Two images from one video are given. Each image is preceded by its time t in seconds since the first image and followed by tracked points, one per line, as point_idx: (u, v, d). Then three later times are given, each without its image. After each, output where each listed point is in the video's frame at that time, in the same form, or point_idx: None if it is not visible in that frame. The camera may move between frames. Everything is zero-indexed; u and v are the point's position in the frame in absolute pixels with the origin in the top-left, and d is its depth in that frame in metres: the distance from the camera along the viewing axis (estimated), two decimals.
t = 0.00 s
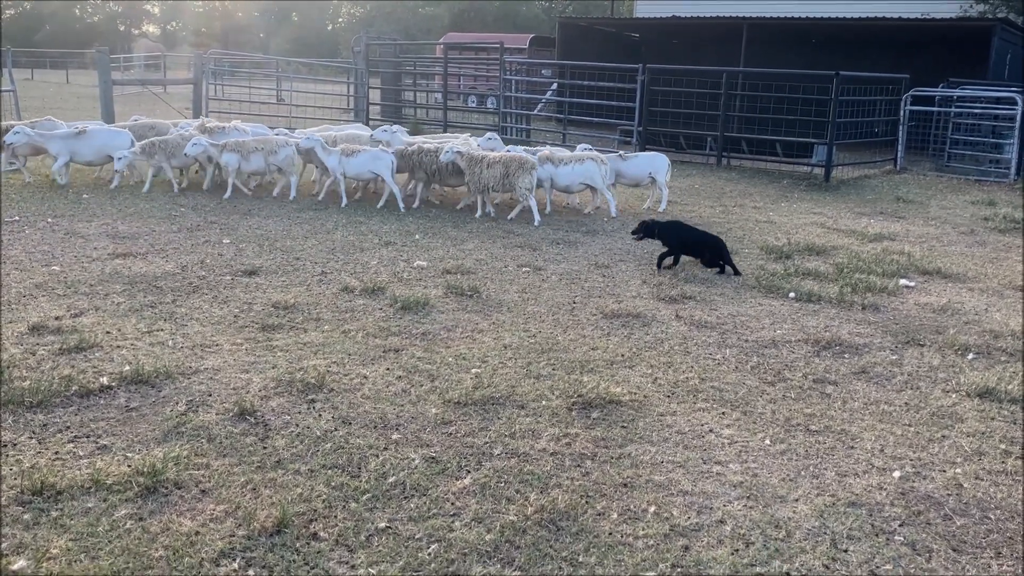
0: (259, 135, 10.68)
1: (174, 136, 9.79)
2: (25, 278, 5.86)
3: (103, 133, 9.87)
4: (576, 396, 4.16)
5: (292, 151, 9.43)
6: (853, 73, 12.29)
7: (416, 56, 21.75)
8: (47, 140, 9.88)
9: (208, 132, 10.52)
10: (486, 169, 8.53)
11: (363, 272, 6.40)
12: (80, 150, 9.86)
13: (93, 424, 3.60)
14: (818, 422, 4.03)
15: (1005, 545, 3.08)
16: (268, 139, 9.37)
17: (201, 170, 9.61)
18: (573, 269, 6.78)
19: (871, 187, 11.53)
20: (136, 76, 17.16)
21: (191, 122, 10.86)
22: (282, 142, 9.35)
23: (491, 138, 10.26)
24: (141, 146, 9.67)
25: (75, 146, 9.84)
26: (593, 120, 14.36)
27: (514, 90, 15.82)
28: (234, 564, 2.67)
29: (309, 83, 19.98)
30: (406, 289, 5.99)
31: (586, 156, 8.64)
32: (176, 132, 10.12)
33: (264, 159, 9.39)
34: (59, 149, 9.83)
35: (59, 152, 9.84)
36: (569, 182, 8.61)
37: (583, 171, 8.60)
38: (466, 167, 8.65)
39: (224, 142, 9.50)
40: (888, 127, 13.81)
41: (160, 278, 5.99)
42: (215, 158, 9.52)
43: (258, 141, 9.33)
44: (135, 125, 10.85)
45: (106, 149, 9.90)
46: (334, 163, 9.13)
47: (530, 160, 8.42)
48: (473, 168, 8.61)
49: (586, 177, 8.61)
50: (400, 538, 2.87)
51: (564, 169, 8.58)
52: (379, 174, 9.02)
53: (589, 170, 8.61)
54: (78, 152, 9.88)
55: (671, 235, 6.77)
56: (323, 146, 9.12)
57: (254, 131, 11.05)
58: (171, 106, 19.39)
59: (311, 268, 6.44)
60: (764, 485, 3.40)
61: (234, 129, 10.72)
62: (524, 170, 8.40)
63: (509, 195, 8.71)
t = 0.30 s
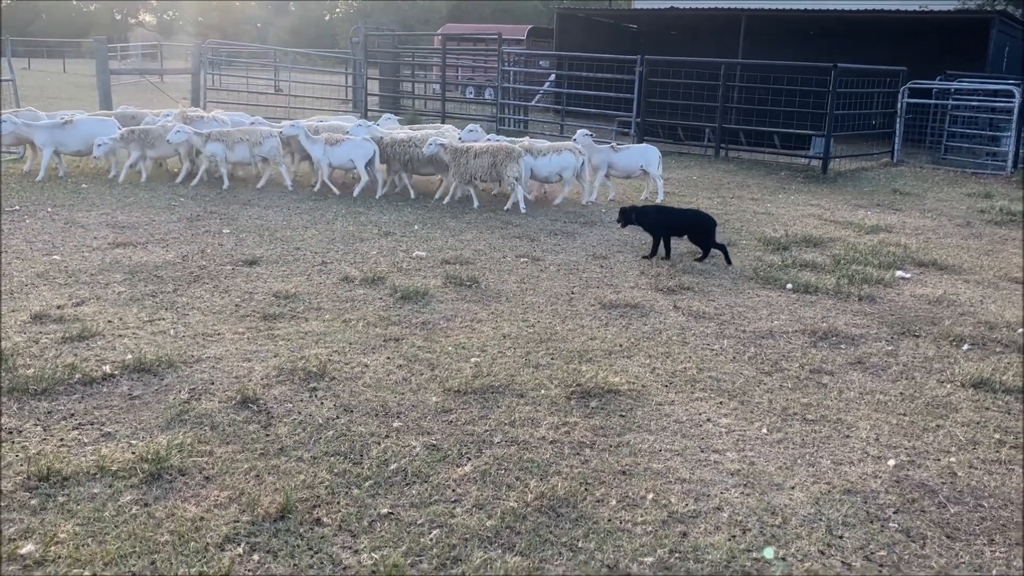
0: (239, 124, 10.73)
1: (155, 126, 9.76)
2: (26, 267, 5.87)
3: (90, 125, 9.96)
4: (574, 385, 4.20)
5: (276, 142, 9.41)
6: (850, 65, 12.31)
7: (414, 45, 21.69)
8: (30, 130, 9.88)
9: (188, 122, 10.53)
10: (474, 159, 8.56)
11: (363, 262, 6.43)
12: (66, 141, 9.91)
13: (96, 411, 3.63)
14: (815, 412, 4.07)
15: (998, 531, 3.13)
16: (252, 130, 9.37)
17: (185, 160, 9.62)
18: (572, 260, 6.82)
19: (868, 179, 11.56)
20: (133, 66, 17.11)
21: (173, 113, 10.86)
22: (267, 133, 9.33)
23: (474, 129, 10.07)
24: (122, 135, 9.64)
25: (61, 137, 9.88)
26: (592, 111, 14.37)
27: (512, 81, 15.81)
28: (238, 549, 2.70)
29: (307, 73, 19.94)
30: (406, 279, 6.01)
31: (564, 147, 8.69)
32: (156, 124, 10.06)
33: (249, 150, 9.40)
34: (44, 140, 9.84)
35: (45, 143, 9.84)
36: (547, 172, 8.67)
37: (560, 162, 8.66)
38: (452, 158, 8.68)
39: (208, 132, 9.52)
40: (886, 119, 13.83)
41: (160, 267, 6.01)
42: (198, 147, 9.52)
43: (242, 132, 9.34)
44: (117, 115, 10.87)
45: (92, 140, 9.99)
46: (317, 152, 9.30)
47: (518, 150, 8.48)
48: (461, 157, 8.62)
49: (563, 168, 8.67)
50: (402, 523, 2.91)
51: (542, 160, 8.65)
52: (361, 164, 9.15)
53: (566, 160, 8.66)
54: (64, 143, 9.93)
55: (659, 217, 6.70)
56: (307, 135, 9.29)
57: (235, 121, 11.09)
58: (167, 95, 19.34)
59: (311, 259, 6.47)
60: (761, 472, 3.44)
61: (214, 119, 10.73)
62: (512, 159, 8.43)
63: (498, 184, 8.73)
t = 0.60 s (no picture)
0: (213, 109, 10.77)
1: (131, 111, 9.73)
2: (23, 250, 5.89)
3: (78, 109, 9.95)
4: (567, 366, 4.27)
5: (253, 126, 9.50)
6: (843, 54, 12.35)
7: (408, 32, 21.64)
8: (17, 115, 9.87)
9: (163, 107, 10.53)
10: (450, 144, 8.71)
11: (358, 247, 6.47)
12: (53, 126, 9.91)
13: (96, 389, 3.68)
14: (803, 392, 4.15)
15: (979, 506, 3.21)
16: (229, 114, 9.44)
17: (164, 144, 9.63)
18: (565, 245, 6.87)
19: (860, 167, 11.64)
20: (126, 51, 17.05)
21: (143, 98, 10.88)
22: (243, 117, 9.43)
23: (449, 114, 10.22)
24: (99, 120, 9.60)
25: (48, 121, 9.87)
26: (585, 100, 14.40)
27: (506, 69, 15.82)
28: (238, 520, 2.75)
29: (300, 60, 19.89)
30: (401, 263, 6.06)
31: (537, 133, 8.72)
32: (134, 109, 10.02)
33: (225, 134, 9.48)
34: (31, 124, 9.84)
35: (33, 128, 9.84)
36: (518, 158, 8.72)
37: (533, 148, 8.71)
38: (428, 144, 8.84)
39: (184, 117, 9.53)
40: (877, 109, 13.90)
41: (157, 250, 6.04)
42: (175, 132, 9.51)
43: (219, 117, 9.40)
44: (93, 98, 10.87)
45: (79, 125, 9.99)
46: (296, 136, 9.30)
47: (495, 135, 8.59)
48: (436, 143, 8.78)
49: (534, 154, 8.71)
50: (398, 497, 2.97)
51: (514, 145, 8.70)
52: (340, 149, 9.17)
53: (538, 146, 8.70)
54: (51, 128, 9.92)
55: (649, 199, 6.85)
56: (285, 119, 9.28)
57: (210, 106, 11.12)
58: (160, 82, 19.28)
59: (307, 243, 6.50)
60: (749, 450, 3.51)
61: (189, 104, 10.76)
62: (487, 145, 8.58)
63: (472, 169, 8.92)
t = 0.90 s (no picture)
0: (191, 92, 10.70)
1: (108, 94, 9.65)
2: (20, 234, 5.88)
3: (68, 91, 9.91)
4: (565, 349, 4.31)
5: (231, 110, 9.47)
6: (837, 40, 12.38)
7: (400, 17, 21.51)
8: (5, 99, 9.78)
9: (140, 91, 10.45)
10: (428, 128, 8.74)
11: (355, 232, 6.48)
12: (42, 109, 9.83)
13: (99, 371, 3.70)
14: (798, 374, 4.21)
15: (970, 484, 3.28)
16: (208, 97, 9.40)
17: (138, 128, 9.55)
18: (560, 231, 6.91)
19: (853, 154, 11.69)
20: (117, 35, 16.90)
21: (120, 82, 10.82)
22: (222, 101, 9.40)
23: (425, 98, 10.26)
24: (75, 103, 9.52)
25: (37, 104, 9.79)
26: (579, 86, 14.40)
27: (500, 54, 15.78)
28: (246, 497, 2.79)
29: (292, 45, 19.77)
30: (397, 248, 6.08)
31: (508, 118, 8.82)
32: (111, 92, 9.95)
33: (203, 118, 9.43)
34: (21, 108, 9.76)
35: (23, 111, 9.77)
36: (490, 143, 8.81)
37: (503, 132, 8.80)
38: (406, 127, 8.86)
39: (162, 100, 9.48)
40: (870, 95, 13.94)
41: (154, 234, 6.04)
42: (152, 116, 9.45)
43: (198, 100, 9.36)
44: (74, 81, 10.80)
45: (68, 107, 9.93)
46: (277, 120, 9.29)
47: (473, 118, 8.65)
48: (415, 127, 8.80)
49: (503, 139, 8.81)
50: (402, 474, 3.02)
51: (487, 129, 8.79)
52: (325, 132, 9.16)
53: (507, 132, 8.80)
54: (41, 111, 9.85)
55: (626, 181, 7.02)
56: (263, 104, 9.27)
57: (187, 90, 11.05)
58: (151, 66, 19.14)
59: (303, 228, 6.51)
60: (746, 430, 3.57)
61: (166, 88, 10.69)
62: (466, 129, 8.64)
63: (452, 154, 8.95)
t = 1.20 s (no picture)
0: (162, 76, 10.55)
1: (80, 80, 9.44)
2: (21, 218, 5.84)
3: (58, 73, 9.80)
4: (573, 332, 4.35)
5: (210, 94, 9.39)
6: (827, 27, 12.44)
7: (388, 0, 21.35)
8: None
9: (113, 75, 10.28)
10: (402, 111, 8.76)
11: (355, 217, 6.48)
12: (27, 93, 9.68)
13: (113, 354, 3.70)
14: (801, 356, 4.28)
15: (974, 462, 3.36)
16: (186, 82, 9.31)
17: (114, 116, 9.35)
18: (559, 216, 6.94)
19: (843, 140, 11.78)
20: (103, 18, 16.67)
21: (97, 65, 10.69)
22: (201, 85, 9.31)
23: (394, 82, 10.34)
24: (47, 88, 9.28)
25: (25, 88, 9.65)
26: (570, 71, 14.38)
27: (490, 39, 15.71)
28: (270, 478, 2.82)
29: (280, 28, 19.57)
30: (399, 233, 6.08)
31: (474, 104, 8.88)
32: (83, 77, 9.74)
33: (182, 102, 9.32)
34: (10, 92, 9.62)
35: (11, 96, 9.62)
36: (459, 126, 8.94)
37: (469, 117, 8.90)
38: (379, 109, 8.89)
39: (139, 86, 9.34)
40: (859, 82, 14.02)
41: (156, 219, 6.01)
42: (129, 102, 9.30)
43: (176, 84, 9.25)
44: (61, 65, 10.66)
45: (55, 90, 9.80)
46: (256, 105, 9.27)
47: (446, 103, 8.76)
48: (389, 109, 8.82)
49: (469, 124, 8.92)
50: (423, 455, 3.05)
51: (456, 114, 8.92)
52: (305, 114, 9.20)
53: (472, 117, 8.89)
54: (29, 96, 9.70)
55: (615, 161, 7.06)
56: (242, 89, 9.23)
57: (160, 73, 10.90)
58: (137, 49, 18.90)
59: (303, 212, 6.50)
60: (755, 411, 3.63)
61: (138, 72, 10.53)
62: (441, 113, 8.73)
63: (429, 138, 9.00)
